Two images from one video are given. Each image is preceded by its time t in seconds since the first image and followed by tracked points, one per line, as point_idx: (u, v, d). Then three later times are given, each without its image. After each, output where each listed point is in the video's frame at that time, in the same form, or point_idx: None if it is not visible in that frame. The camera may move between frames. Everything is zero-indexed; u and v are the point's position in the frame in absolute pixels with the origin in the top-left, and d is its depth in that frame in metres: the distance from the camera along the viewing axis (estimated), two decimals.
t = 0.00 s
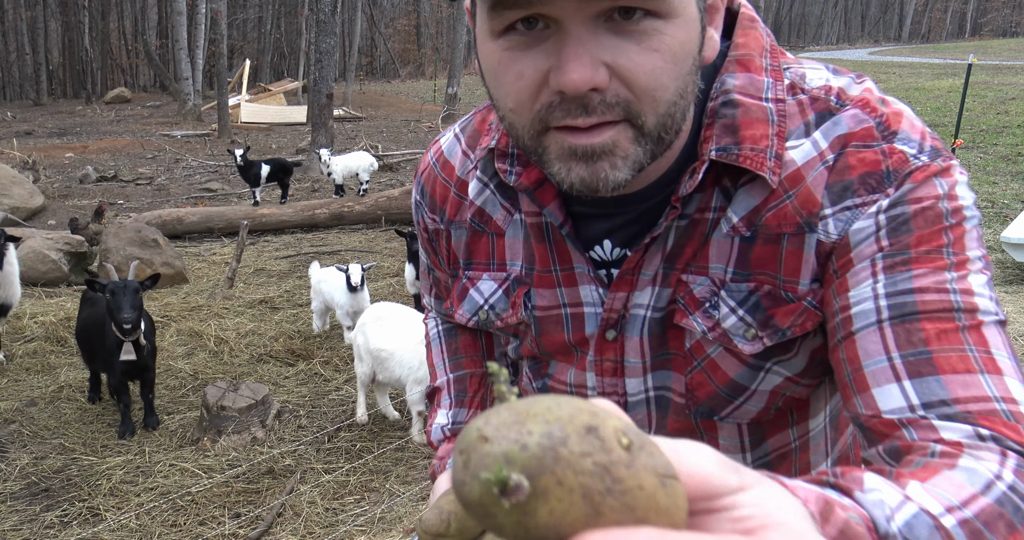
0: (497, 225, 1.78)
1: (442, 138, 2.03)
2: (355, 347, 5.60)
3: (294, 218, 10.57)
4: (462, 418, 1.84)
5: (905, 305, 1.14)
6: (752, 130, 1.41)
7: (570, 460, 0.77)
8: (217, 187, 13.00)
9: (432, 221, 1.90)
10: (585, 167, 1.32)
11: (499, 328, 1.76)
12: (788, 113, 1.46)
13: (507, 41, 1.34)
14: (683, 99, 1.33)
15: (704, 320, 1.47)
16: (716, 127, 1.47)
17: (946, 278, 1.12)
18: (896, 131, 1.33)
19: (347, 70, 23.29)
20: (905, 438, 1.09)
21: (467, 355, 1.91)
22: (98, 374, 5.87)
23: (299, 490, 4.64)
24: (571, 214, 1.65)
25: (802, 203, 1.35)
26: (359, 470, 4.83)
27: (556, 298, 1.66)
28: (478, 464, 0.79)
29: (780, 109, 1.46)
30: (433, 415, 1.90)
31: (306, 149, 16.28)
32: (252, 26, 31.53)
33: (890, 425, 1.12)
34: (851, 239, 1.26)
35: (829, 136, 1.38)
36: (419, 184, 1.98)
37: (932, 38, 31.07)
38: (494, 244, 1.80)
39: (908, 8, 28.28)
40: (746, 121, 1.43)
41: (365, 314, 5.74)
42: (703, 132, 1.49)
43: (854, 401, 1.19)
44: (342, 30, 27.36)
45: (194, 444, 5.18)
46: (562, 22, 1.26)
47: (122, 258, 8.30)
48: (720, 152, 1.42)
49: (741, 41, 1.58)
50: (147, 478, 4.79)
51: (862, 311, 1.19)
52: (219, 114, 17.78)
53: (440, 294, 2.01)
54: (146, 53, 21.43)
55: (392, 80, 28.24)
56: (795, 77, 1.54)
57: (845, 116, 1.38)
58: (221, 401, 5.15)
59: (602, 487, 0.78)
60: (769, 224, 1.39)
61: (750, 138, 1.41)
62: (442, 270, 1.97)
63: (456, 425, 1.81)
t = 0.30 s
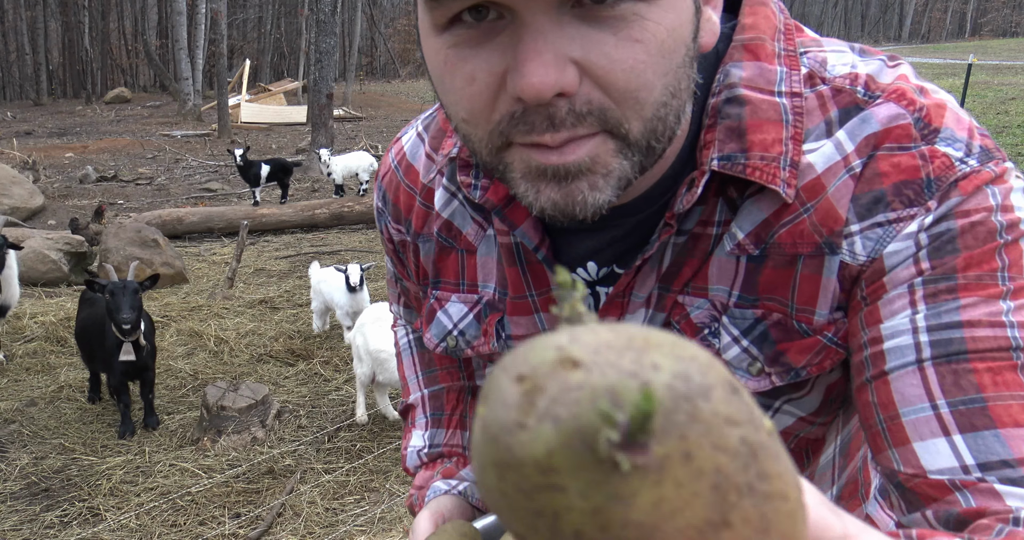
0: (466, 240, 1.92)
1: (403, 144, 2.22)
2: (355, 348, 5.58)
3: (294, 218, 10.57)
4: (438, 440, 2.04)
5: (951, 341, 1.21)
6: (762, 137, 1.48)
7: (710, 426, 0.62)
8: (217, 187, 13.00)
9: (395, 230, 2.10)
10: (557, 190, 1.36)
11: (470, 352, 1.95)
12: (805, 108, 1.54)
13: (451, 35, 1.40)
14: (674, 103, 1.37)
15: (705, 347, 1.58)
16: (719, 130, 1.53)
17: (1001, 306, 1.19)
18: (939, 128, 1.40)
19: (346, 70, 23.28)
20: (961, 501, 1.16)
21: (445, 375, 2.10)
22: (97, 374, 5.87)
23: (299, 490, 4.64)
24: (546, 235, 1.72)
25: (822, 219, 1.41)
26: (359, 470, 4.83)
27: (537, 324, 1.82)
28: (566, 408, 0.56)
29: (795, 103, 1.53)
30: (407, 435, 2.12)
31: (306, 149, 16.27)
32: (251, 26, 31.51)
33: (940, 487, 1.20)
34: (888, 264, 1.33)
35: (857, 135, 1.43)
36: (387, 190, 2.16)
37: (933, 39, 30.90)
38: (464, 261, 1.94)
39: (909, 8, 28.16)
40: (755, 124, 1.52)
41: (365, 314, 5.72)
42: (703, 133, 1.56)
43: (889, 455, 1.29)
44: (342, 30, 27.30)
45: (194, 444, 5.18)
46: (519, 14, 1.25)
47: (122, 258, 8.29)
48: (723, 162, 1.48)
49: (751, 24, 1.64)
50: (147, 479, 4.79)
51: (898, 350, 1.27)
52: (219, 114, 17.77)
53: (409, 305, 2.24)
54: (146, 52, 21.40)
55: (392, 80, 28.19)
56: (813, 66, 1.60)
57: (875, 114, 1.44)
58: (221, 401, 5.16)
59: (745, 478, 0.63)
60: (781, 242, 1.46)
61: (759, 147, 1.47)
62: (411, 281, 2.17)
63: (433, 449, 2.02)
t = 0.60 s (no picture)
0: (438, 252, 1.98)
1: (371, 149, 2.34)
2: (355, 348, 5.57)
3: (294, 218, 10.57)
4: (413, 454, 2.09)
5: (968, 358, 1.27)
6: (753, 144, 1.50)
7: (732, 336, 0.67)
8: (217, 187, 13.00)
9: (363, 238, 2.24)
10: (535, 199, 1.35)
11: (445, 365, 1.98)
12: (802, 111, 1.56)
13: (410, 33, 1.43)
14: (658, 107, 1.39)
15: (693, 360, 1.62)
16: (708, 135, 1.55)
17: (1014, 318, 1.26)
18: (946, 129, 1.44)
19: (347, 70, 23.28)
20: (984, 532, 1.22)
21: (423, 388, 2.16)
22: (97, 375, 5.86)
23: (299, 490, 4.64)
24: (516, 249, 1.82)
25: (821, 229, 1.46)
26: (359, 470, 4.82)
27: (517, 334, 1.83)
28: (563, 286, 0.62)
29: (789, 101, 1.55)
30: (383, 447, 2.17)
31: (306, 149, 16.27)
32: (252, 26, 31.52)
33: (962, 520, 1.25)
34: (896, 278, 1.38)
35: (858, 138, 1.46)
36: (353, 197, 2.31)
37: (933, 38, 30.89)
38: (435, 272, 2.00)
39: (910, 7, 28.13)
40: (748, 127, 1.52)
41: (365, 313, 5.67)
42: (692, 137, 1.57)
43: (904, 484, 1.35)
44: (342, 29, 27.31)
45: (194, 444, 5.17)
46: (487, 8, 1.26)
47: (122, 258, 8.28)
48: (712, 171, 1.51)
49: (741, 20, 1.66)
50: (147, 478, 4.79)
51: (908, 370, 1.32)
52: (219, 114, 17.77)
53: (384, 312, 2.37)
54: (146, 52, 21.40)
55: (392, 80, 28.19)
56: (809, 63, 1.63)
57: (878, 114, 1.47)
58: (221, 401, 5.16)
59: (780, 410, 0.69)
60: (776, 254, 1.50)
61: (752, 155, 1.49)
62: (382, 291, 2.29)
63: (407, 464, 2.07)
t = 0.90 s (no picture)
0: (427, 255, 2.15)
1: (359, 155, 2.45)
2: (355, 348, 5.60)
3: (294, 218, 10.57)
4: (404, 461, 2.24)
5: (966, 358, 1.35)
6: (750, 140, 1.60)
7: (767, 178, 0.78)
8: (217, 187, 12.99)
9: (351, 242, 2.36)
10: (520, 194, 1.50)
11: (434, 374, 2.12)
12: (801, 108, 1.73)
13: (394, 38, 1.65)
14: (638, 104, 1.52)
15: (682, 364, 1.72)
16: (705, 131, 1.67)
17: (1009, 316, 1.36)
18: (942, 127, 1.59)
19: (347, 70, 23.24)
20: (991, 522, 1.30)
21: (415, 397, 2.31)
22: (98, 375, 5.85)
23: (299, 490, 4.63)
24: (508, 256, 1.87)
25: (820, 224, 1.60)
26: (359, 470, 4.81)
27: (504, 346, 1.96)
28: (640, 74, 0.70)
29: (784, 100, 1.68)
30: (375, 454, 2.32)
31: (306, 149, 16.25)
32: (252, 26, 31.45)
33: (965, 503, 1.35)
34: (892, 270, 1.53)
35: (855, 137, 1.61)
36: (340, 200, 2.43)
37: (934, 38, 30.76)
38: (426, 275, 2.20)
39: (912, 7, 28.03)
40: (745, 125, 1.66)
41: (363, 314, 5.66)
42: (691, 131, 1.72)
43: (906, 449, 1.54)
44: (342, 29, 27.29)
45: (194, 444, 5.18)
46: (469, 17, 1.46)
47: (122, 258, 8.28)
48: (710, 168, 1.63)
49: (737, 15, 1.76)
50: (147, 479, 4.78)
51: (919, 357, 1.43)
52: (219, 114, 17.75)
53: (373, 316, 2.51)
54: (146, 52, 21.37)
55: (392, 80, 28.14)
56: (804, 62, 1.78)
57: (875, 115, 1.61)
58: (221, 401, 5.18)
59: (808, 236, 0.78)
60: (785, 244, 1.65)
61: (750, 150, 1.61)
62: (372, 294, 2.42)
63: (399, 470, 2.23)
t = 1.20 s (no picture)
0: (426, 256, 2.12)
1: (360, 157, 2.45)
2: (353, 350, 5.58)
3: (294, 218, 10.58)
4: (402, 461, 2.21)
5: (968, 366, 1.22)
6: (748, 137, 1.51)
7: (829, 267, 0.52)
8: (217, 187, 12.98)
9: (350, 243, 2.35)
10: (520, 202, 1.41)
11: (434, 374, 2.10)
12: (796, 108, 1.58)
13: (395, 37, 1.52)
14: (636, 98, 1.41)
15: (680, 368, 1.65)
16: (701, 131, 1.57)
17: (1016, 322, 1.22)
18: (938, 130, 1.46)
19: (347, 69, 23.27)
20: None
21: (413, 396, 2.28)
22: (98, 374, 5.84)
23: (299, 490, 4.62)
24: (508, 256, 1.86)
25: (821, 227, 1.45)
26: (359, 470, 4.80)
27: (504, 346, 1.92)
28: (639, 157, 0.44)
29: (782, 100, 1.56)
30: (374, 452, 2.29)
31: (306, 149, 16.26)
32: (252, 26, 31.49)
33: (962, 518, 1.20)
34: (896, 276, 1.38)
35: (852, 138, 1.47)
36: (338, 201, 2.41)
37: (933, 38, 30.77)
38: (425, 276, 2.15)
39: (912, 6, 28.09)
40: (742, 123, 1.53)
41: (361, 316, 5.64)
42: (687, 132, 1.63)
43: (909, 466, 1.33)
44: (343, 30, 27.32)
45: (194, 444, 5.17)
46: (467, 12, 1.32)
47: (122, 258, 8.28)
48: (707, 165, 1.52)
49: (732, 19, 1.69)
50: (147, 479, 4.78)
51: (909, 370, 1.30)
52: (219, 114, 17.75)
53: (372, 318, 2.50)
54: (146, 52, 21.38)
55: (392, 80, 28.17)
56: (799, 61, 1.65)
57: (871, 115, 1.49)
58: (221, 401, 5.17)
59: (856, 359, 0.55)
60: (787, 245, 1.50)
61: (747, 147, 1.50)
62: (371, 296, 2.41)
63: (397, 470, 2.20)
